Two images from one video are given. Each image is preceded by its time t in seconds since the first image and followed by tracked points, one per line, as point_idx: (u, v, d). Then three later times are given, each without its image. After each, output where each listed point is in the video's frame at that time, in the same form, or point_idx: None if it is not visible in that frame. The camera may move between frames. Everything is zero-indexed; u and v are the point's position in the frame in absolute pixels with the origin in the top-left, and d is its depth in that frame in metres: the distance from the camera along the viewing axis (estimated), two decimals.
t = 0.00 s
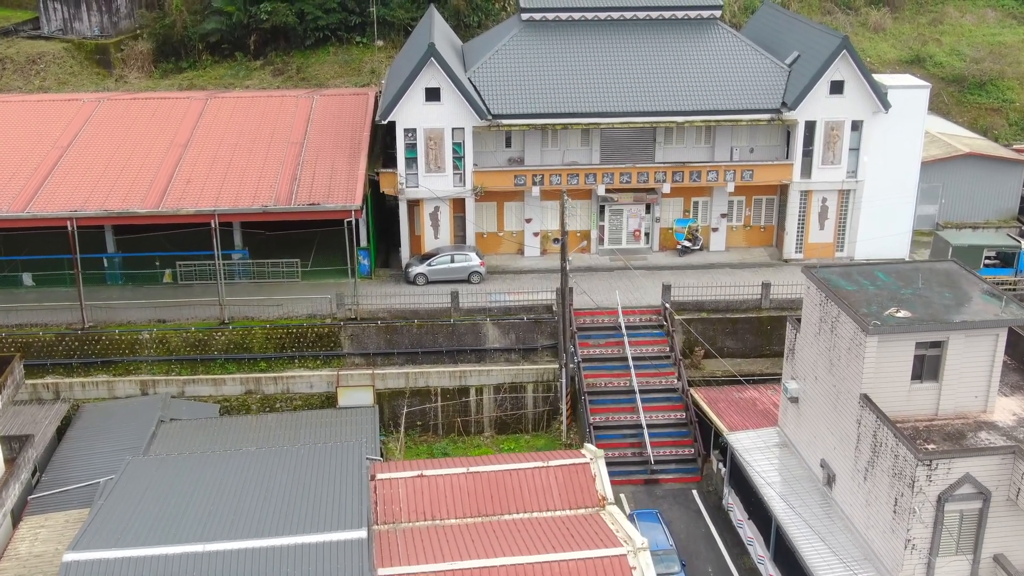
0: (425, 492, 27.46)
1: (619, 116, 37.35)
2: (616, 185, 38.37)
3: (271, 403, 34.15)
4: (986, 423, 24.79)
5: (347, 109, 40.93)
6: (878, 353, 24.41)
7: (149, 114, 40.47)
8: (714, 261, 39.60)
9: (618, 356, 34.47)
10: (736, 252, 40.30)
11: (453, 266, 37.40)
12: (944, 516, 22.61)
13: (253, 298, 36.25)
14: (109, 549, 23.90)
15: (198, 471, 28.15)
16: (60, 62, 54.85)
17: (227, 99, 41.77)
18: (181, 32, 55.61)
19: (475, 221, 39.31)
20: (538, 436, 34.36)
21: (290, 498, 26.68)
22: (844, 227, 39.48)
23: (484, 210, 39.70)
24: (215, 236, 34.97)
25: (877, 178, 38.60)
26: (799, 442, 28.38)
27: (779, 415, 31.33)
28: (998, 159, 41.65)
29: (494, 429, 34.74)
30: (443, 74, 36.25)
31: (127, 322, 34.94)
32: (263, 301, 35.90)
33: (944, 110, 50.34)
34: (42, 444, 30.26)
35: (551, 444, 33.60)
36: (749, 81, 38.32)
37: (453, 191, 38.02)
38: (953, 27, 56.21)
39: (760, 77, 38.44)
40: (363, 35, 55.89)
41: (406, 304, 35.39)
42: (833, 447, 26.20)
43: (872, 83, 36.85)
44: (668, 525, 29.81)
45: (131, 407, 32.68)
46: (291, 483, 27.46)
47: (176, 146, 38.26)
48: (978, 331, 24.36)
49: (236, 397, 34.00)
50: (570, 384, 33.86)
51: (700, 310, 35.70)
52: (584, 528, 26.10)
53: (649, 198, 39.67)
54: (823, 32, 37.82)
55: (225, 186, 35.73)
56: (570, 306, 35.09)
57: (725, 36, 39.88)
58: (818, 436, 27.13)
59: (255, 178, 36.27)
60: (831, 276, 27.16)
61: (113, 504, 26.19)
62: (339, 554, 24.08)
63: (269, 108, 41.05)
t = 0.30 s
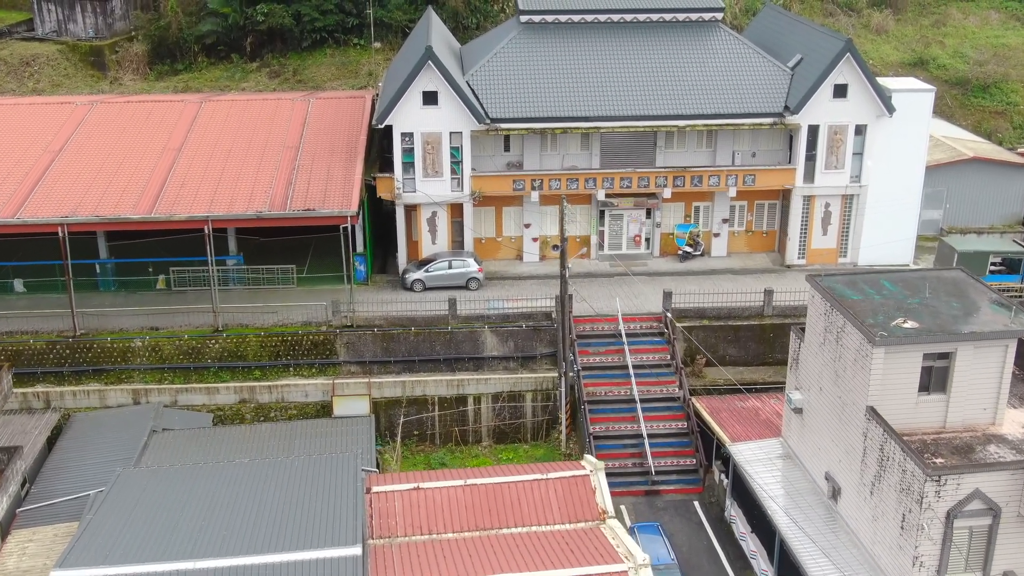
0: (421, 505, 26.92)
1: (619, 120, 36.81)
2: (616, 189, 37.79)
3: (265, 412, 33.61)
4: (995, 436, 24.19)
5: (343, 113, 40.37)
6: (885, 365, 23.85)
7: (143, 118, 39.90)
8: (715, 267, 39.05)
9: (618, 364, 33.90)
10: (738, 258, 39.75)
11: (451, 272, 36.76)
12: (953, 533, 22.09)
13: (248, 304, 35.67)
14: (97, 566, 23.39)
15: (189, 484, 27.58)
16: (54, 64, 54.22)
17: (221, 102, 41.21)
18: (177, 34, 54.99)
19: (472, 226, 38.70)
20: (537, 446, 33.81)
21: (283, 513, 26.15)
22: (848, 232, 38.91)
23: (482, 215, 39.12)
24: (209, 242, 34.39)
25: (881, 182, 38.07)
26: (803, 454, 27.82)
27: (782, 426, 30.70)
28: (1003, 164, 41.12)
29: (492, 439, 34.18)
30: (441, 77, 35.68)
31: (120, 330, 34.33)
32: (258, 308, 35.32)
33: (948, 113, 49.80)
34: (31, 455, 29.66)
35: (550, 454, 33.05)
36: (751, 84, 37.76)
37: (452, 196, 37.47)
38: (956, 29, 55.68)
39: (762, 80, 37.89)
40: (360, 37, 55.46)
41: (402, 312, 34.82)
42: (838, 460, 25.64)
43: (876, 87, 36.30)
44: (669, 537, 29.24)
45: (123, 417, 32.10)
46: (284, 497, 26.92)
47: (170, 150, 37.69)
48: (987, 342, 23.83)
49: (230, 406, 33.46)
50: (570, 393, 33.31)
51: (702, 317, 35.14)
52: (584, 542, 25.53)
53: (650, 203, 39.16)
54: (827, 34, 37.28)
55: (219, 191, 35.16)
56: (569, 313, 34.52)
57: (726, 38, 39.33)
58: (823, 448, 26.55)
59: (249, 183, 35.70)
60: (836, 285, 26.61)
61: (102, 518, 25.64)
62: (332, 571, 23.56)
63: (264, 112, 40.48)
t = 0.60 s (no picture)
0: (418, 519, 26.34)
1: (619, 124, 36.24)
2: (616, 195, 37.26)
3: (260, 422, 33.02)
4: (1004, 449, 23.66)
5: (340, 116, 39.80)
6: (893, 377, 23.28)
7: (137, 121, 39.33)
8: (717, 272, 38.48)
9: (619, 372, 33.33)
10: (740, 263, 39.18)
11: (449, 278, 36.23)
12: (962, 550, 21.57)
13: (242, 311, 35.09)
14: None
15: (181, 497, 27.01)
16: (48, 66, 53.58)
17: (216, 105, 40.64)
18: (173, 35, 54.40)
19: (471, 231, 38.16)
20: (536, 456, 33.25)
21: (277, 528, 25.60)
22: (851, 237, 38.35)
23: (480, 220, 38.56)
24: (203, 248, 33.82)
25: (886, 187, 37.48)
26: (808, 465, 27.23)
27: (785, 436, 30.15)
28: (1009, 168, 40.53)
29: (491, 449, 33.60)
30: (439, 80, 35.10)
31: (112, 337, 33.75)
32: (253, 315, 34.75)
33: (952, 116, 49.23)
34: (20, 466, 29.06)
35: (550, 464, 32.50)
36: (754, 88, 37.19)
37: (450, 201, 36.92)
38: (960, 31, 55.15)
39: (765, 83, 37.31)
40: (358, 39, 54.94)
41: (399, 319, 34.26)
42: (844, 473, 25.06)
43: (881, 90, 35.73)
44: (671, 550, 28.63)
45: (115, 427, 31.54)
46: (278, 511, 26.36)
47: (163, 154, 37.13)
48: (996, 354, 23.28)
49: (224, 415, 32.90)
50: (570, 402, 32.75)
51: (704, 324, 34.56)
52: (585, 557, 24.94)
53: (651, 208, 38.53)
54: (830, 36, 36.69)
55: (214, 196, 34.58)
56: (569, 320, 33.94)
57: (728, 40, 38.74)
58: (829, 460, 25.98)
59: (244, 188, 35.13)
60: (842, 294, 26.04)
61: (92, 533, 25.10)
62: None
63: (260, 115, 39.90)
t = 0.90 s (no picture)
0: (415, 533, 25.74)
1: (620, 128, 35.65)
2: (617, 200, 36.68)
3: (254, 432, 32.42)
4: (1015, 463, 23.10)
5: (336, 119, 39.21)
6: (901, 390, 22.70)
7: (130, 124, 38.73)
8: (720, 279, 37.91)
9: (619, 382, 32.74)
10: (742, 269, 38.60)
11: (448, 285, 35.67)
12: (973, 569, 21.02)
13: (236, 319, 34.48)
14: None
15: (173, 510, 26.42)
16: (42, 67, 52.95)
17: (211, 108, 40.05)
18: (168, 37, 53.86)
19: (469, 237, 37.59)
20: (536, 466, 32.66)
21: (270, 543, 25.03)
22: (856, 243, 37.76)
23: (478, 226, 37.97)
24: (196, 254, 33.25)
25: (891, 192, 36.92)
26: (813, 478, 26.64)
27: (789, 447, 29.57)
28: (1015, 172, 39.96)
29: (489, 459, 33.00)
30: (436, 84, 34.54)
31: (103, 345, 33.12)
32: (246, 322, 34.14)
33: (956, 119, 48.68)
34: (8, 479, 28.46)
35: (550, 475, 31.92)
36: (756, 91, 36.60)
37: (447, 206, 36.35)
38: (964, 32, 54.58)
39: (767, 87, 36.71)
40: (355, 40, 54.37)
41: (396, 326, 33.69)
42: (850, 487, 24.48)
43: (886, 93, 35.16)
44: (673, 564, 28.03)
45: (106, 437, 30.94)
46: (272, 525, 25.77)
47: (157, 159, 36.55)
48: (1007, 366, 22.73)
49: (218, 425, 32.31)
50: (570, 412, 32.16)
51: (706, 332, 33.99)
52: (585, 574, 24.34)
53: (653, 213, 37.90)
54: (834, 39, 36.08)
55: (207, 202, 34.00)
56: (569, 328, 33.35)
57: (731, 43, 38.14)
58: (834, 473, 25.41)
59: (238, 193, 34.54)
60: (848, 304, 25.45)
61: (80, 548, 24.52)
62: None
63: (255, 118, 39.31)
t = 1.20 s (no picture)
0: (411, 549, 25.04)
1: (621, 132, 35.04)
2: (617, 205, 36.07)
3: (248, 442, 31.77)
4: None
5: (332, 123, 38.59)
6: (911, 404, 22.07)
7: (123, 128, 38.11)
8: (722, 285, 37.31)
9: (620, 391, 32.13)
10: (745, 275, 38.01)
11: (445, 291, 35.09)
12: None
13: (230, 327, 33.87)
14: None
15: (163, 524, 25.78)
16: (35, 69, 52.25)
17: (205, 111, 39.42)
18: (163, 38, 53.26)
19: (467, 243, 36.92)
20: (535, 477, 32.04)
21: (263, 559, 24.40)
22: (860, 249, 37.14)
23: (477, 231, 37.36)
24: (189, 261, 32.62)
25: (896, 197, 36.31)
26: (819, 492, 26.02)
27: (794, 460, 28.98)
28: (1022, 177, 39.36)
29: (488, 470, 32.38)
30: (434, 87, 33.92)
31: (95, 354, 32.53)
32: (241, 330, 33.52)
33: (961, 122, 48.13)
34: None
35: (549, 486, 31.32)
36: (760, 95, 35.99)
37: (445, 211, 35.74)
38: (968, 34, 53.99)
39: (771, 91, 36.10)
40: (352, 42, 53.75)
41: (393, 335, 33.09)
42: (858, 502, 23.86)
43: (892, 97, 34.55)
44: None
45: (96, 449, 30.30)
46: (265, 541, 25.14)
47: (150, 163, 35.92)
48: (1020, 380, 22.13)
49: (211, 436, 31.66)
50: (570, 422, 31.55)
51: (708, 340, 33.39)
52: None
53: (654, 218, 37.27)
54: (838, 42, 35.46)
55: (201, 208, 33.37)
56: (569, 336, 32.72)
57: (734, 46, 37.53)
58: (841, 488, 24.79)
59: (232, 199, 33.91)
60: (855, 314, 24.83)
61: (68, 565, 23.88)
62: None
63: (250, 122, 38.69)
